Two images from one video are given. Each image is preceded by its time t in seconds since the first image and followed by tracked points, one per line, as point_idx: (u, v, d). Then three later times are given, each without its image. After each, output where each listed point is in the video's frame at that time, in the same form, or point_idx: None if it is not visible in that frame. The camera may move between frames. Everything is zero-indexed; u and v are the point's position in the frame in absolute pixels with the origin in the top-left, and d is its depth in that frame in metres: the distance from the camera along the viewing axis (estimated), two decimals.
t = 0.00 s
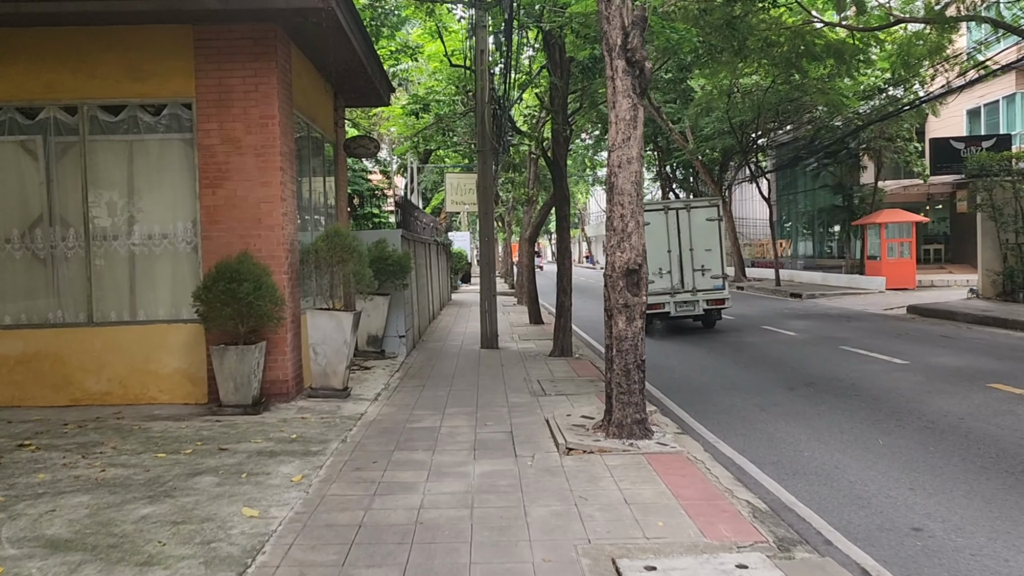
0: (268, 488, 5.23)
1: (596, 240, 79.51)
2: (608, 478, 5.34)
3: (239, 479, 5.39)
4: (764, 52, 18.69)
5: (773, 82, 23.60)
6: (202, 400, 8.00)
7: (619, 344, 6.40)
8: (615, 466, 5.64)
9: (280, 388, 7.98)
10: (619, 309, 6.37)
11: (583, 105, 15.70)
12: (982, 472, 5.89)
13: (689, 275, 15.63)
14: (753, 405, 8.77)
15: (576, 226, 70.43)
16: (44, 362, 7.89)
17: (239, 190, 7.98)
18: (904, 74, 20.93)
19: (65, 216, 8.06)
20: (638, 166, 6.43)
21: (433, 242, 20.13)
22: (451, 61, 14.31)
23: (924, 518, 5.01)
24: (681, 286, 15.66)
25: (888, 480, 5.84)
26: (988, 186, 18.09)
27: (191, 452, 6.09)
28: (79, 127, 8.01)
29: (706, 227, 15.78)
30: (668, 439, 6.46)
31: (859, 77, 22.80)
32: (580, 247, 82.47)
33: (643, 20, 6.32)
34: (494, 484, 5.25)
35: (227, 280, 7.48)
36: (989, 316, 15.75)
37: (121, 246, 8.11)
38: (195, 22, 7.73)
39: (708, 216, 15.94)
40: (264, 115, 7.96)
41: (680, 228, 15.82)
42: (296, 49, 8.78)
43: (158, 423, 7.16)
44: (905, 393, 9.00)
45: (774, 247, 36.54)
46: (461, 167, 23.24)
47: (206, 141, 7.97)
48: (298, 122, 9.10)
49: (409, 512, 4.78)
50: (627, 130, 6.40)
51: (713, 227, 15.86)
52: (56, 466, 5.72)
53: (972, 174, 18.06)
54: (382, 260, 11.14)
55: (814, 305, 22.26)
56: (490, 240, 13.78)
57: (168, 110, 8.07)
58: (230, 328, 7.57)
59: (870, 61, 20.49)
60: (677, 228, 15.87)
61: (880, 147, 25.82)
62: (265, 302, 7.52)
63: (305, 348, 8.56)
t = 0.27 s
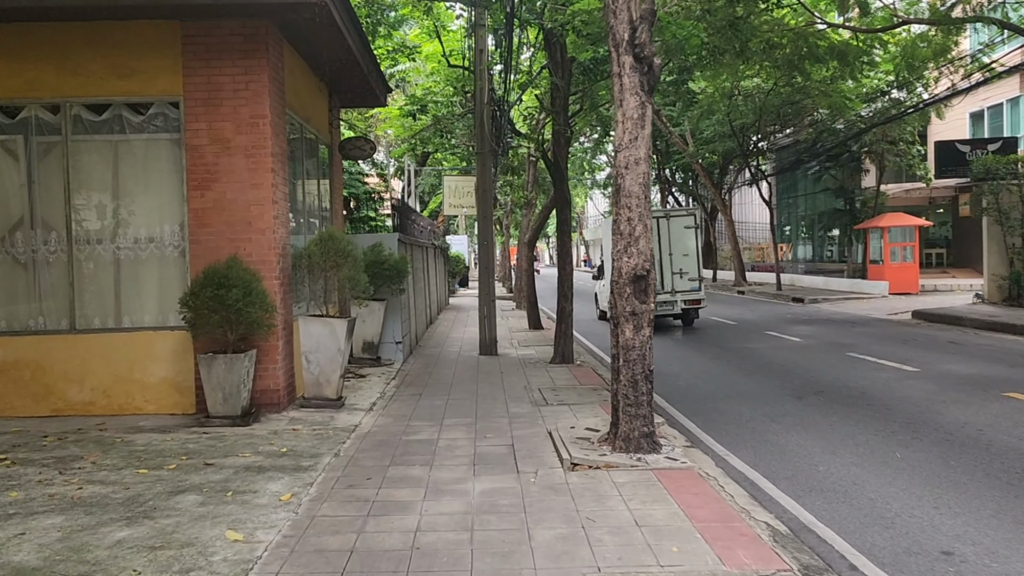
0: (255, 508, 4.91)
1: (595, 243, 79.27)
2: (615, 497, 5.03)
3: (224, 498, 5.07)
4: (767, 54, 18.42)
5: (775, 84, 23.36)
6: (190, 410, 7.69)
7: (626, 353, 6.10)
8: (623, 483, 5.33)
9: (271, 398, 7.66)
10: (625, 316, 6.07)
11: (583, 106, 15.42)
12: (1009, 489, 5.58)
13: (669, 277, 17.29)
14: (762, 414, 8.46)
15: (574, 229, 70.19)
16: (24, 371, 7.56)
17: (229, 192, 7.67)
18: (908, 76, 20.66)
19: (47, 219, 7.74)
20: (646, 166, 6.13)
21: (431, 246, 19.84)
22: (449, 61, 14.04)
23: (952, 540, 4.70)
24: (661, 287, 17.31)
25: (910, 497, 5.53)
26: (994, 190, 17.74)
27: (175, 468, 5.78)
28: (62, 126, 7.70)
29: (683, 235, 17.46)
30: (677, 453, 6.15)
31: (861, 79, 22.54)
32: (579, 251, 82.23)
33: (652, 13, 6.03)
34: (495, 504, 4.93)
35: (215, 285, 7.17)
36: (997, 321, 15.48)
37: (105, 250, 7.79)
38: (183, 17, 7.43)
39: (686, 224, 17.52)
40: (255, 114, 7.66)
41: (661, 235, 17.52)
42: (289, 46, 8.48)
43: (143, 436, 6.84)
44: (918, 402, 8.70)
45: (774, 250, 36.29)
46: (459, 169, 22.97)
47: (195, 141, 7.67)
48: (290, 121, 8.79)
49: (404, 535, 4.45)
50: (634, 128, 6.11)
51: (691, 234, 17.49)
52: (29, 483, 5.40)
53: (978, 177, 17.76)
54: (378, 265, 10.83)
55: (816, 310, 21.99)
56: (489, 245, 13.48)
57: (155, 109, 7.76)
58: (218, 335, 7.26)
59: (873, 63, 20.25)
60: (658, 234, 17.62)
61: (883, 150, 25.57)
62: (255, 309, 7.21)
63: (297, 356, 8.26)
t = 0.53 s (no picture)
0: (238, 528, 4.58)
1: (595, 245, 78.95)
2: (624, 516, 4.71)
3: (206, 517, 4.74)
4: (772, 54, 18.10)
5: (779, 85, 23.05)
6: (178, 418, 7.37)
7: (634, 360, 5.77)
8: (633, 501, 4.99)
9: (262, 407, 7.34)
10: (634, 321, 5.74)
11: (585, 105, 15.11)
12: None
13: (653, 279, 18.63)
14: (773, 424, 8.14)
15: (574, 231, 69.87)
16: (4, 378, 7.23)
17: (219, 190, 7.35)
18: (914, 75, 20.34)
19: (29, 219, 7.41)
20: (655, 163, 5.82)
21: (430, 248, 19.54)
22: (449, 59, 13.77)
23: (987, 565, 4.38)
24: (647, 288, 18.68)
25: (937, 516, 5.21)
26: (1003, 191, 17.38)
27: (157, 483, 5.45)
28: (45, 122, 7.38)
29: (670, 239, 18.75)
30: (688, 467, 5.82)
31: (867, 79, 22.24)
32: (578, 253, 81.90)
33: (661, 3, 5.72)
34: (496, 524, 4.60)
35: (203, 288, 6.84)
36: (1007, 326, 15.19)
37: (90, 251, 7.46)
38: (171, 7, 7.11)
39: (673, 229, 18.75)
40: (246, 109, 7.34)
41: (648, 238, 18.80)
42: (282, 39, 8.17)
43: (126, 446, 6.51)
44: (935, 411, 8.39)
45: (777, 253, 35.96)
46: (459, 169, 22.71)
47: (183, 137, 7.35)
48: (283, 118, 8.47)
49: (398, 560, 4.12)
50: (643, 123, 5.80)
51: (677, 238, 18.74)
52: None
53: (987, 178, 17.44)
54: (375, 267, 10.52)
55: (821, 313, 21.69)
56: (490, 247, 13.15)
57: (142, 104, 7.44)
58: (206, 340, 6.94)
59: (878, 63, 19.96)
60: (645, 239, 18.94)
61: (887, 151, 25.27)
62: (245, 313, 6.88)
63: (290, 362, 7.94)
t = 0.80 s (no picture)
0: (221, 545, 4.27)
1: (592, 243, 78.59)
2: (635, 532, 4.40)
3: (187, 533, 4.41)
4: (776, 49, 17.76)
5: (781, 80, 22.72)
6: (163, 422, 7.06)
7: (642, 364, 5.47)
8: (642, 514, 4.69)
9: (251, 411, 7.03)
10: (642, 322, 5.44)
11: (586, 100, 14.77)
12: None
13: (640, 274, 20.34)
14: (783, 428, 7.83)
15: (572, 228, 69.53)
16: None
17: (205, 185, 7.04)
18: (919, 70, 20.04)
19: (6, 215, 7.08)
20: (664, 156, 5.51)
21: (427, 245, 19.22)
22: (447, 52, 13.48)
23: None
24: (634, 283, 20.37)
25: (964, 528, 4.91)
26: (1010, 188, 17.09)
27: (137, 494, 5.13)
28: (23, 114, 7.06)
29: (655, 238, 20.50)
30: (699, 476, 5.52)
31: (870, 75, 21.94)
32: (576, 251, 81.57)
33: None
34: (497, 540, 4.29)
35: (189, 287, 6.53)
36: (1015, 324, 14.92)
37: (70, 248, 7.14)
38: None
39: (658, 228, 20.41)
40: (233, 100, 7.03)
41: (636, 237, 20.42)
42: (272, 28, 7.85)
43: (107, 454, 6.19)
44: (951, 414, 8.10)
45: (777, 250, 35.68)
46: (456, 166, 22.39)
47: (168, 130, 7.04)
48: (273, 110, 8.14)
49: None
50: (650, 114, 5.49)
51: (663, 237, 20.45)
52: None
53: (993, 174, 17.14)
54: (370, 264, 10.21)
55: (824, 311, 21.40)
56: (488, 244, 12.82)
57: (124, 95, 7.12)
58: (192, 342, 6.62)
59: (883, 58, 19.63)
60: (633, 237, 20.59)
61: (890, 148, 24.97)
62: (232, 314, 6.57)
63: (281, 364, 7.63)
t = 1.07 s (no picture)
0: (204, 566, 3.94)
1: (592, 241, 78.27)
2: (651, 550, 4.07)
3: (168, 552, 4.08)
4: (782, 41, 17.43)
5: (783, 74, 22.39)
6: (149, 428, 6.73)
7: (655, 367, 5.14)
8: (658, 530, 4.35)
9: (242, 415, 6.71)
10: (655, 321, 5.12)
11: (589, 94, 14.43)
12: None
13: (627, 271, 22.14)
14: (798, 431, 7.51)
15: (571, 226, 69.21)
16: None
17: (194, 178, 6.70)
18: (926, 64, 19.72)
19: None
20: (678, 145, 5.19)
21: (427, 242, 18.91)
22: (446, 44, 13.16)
23: None
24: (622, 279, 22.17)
25: (1001, 542, 4.59)
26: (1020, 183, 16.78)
27: (117, 508, 4.80)
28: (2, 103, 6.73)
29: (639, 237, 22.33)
30: (715, 485, 5.19)
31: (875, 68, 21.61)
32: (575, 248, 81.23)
33: None
34: (503, 560, 3.96)
35: (175, 285, 6.19)
36: None
37: (51, 245, 6.80)
38: None
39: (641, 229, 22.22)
40: (223, 89, 6.70)
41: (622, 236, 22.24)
42: (264, 14, 7.51)
43: (89, 462, 5.86)
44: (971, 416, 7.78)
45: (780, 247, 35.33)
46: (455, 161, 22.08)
47: (154, 120, 6.70)
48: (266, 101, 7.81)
49: None
50: (664, 100, 5.17)
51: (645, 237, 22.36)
52: None
53: (1003, 169, 16.83)
54: (367, 263, 9.90)
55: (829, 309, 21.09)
56: (489, 241, 12.47)
57: (107, 84, 6.80)
58: (179, 344, 6.29)
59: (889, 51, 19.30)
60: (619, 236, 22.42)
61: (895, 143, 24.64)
62: (221, 314, 6.23)
63: (273, 366, 7.30)
